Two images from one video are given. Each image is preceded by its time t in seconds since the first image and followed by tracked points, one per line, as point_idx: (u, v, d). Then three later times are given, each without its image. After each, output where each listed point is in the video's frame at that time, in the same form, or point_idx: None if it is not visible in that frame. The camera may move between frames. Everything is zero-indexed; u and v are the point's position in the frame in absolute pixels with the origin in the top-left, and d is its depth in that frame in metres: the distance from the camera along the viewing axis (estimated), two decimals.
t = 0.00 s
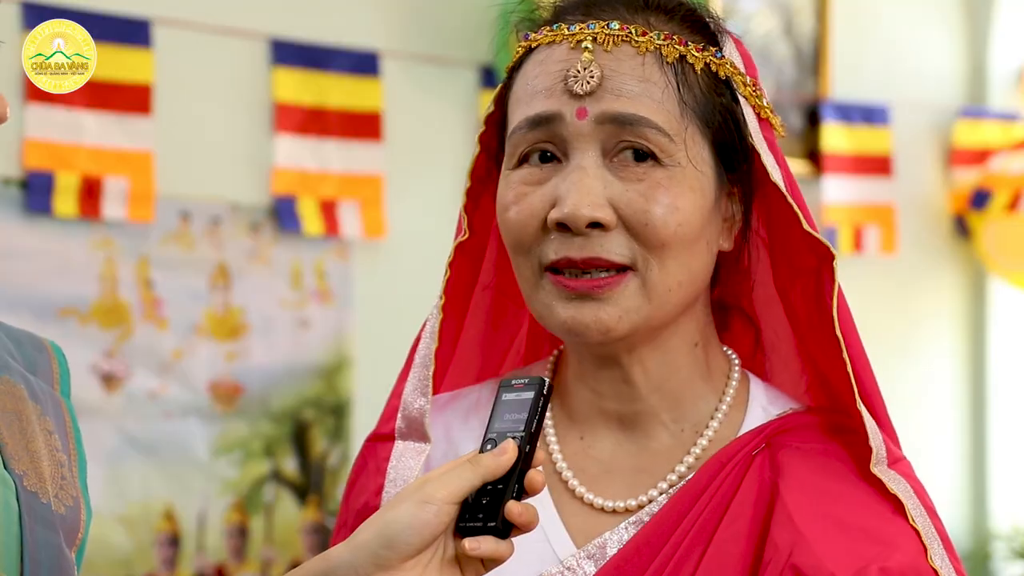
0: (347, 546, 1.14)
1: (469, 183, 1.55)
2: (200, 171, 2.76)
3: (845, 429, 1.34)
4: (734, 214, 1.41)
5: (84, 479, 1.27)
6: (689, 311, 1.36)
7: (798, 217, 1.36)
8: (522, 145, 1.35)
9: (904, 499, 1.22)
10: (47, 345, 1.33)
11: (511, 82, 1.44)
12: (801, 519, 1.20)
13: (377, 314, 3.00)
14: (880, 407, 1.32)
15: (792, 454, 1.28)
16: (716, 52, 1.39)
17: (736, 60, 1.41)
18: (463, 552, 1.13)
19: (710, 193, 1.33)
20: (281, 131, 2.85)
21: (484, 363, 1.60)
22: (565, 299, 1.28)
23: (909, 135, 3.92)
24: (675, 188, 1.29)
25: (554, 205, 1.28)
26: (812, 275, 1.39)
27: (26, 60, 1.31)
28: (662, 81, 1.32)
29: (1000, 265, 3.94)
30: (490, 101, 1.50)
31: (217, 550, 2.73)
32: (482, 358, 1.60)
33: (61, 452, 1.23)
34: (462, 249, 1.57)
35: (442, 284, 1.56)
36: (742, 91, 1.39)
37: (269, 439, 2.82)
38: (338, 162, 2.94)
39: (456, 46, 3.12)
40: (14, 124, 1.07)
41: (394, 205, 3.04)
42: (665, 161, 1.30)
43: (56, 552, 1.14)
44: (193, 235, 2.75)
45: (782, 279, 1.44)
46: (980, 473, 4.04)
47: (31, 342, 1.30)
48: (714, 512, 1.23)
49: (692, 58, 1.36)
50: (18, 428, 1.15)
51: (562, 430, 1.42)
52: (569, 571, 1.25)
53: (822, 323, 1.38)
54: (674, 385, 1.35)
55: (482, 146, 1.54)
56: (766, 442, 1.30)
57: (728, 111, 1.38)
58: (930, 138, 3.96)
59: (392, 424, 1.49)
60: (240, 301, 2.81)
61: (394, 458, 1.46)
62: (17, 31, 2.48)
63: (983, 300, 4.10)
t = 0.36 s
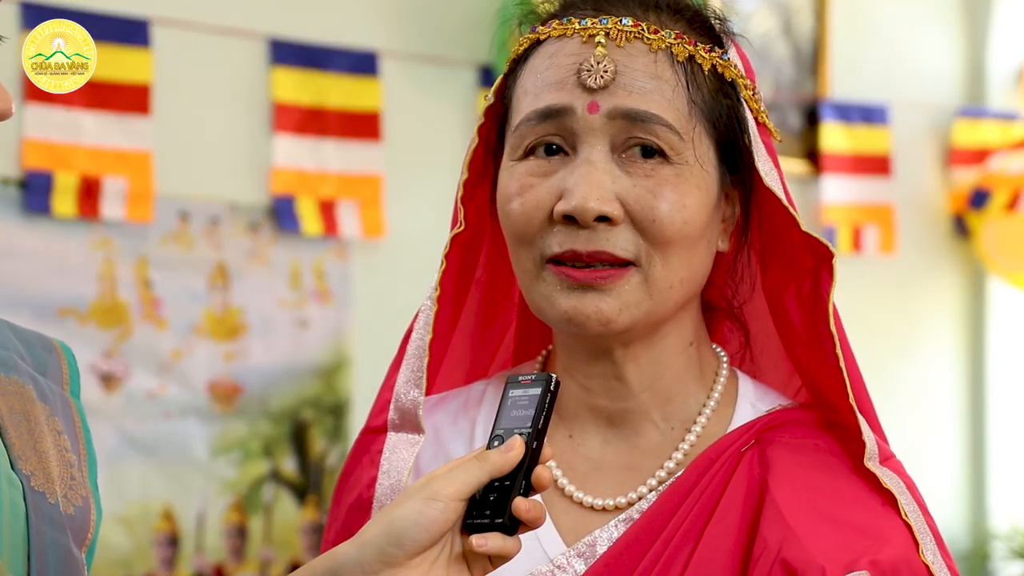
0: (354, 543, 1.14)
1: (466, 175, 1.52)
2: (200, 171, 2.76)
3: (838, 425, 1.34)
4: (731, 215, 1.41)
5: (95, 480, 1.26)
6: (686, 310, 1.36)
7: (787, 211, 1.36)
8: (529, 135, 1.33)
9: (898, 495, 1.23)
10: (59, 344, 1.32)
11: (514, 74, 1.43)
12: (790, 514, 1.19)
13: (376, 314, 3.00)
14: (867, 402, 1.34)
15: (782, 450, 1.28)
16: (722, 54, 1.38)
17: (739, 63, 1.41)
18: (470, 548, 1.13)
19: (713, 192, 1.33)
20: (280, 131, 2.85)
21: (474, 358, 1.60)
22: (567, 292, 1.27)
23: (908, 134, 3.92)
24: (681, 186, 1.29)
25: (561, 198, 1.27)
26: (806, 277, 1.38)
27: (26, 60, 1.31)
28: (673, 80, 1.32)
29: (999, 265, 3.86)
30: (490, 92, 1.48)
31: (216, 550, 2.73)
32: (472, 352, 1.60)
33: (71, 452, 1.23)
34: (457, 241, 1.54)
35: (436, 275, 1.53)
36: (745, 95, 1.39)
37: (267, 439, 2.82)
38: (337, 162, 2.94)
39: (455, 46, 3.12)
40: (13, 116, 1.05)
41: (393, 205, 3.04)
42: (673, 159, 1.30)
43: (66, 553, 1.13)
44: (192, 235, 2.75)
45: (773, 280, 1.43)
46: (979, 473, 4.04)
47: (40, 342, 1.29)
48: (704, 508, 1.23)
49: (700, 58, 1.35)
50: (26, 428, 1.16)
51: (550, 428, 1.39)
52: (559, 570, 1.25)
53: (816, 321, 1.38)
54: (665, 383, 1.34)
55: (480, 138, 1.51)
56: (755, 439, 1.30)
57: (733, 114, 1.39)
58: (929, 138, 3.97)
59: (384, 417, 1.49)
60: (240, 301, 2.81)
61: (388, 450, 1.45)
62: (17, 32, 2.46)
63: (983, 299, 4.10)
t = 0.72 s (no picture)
0: (354, 541, 1.15)
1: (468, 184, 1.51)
2: (199, 171, 2.76)
3: (837, 426, 1.31)
4: (728, 213, 1.38)
5: (96, 479, 1.26)
6: (682, 309, 1.33)
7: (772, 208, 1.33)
8: (516, 141, 1.30)
9: (899, 497, 1.22)
10: (60, 344, 1.32)
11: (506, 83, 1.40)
12: (796, 516, 1.18)
13: (375, 314, 3.00)
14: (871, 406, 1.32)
15: (786, 451, 1.27)
16: (710, 51, 1.35)
17: (730, 61, 1.38)
18: (468, 546, 1.13)
19: (706, 188, 1.30)
20: (280, 131, 2.85)
21: (478, 366, 1.57)
22: (563, 293, 1.24)
23: (907, 134, 3.92)
24: (672, 183, 1.26)
25: (551, 200, 1.25)
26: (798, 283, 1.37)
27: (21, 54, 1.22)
28: (658, 77, 1.29)
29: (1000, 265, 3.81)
30: (484, 103, 1.47)
31: (215, 550, 2.73)
32: (476, 360, 1.57)
33: (73, 452, 1.23)
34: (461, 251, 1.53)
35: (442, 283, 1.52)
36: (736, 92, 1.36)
37: (267, 439, 2.82)
38: (336, 162, 2.94)
39: (455, 46, 3.12)
40: (21, 115, 1.02)
41: (393, 204, 3.04)
42: (662, 156, 1.26)
43: (68, 552, 1.13)
44: (191, 234, 2.74)
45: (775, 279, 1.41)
46: (979, 473, 4.04)
47: (43, 342, 1.29)
48: (709, 509, 1.22)
49: (688, 55, 1.32)
50: (29, 427, 1.16)
51: (556, 429, 1.38)
52: (565, 568, 1.24)
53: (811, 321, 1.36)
54: (668, 382, 1.32)
55: (477, 147, 1.51)
56: (760, 441, 1.28)
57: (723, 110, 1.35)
58: (929, 138, 3.97)
59: (390, 424, 1.48)
60: (239, 301, 2.80)
61: (392, 458, 1.45)
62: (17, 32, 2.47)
63: (982, 299, 4.10)
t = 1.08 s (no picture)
0: (353, 541, 1.14)
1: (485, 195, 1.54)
2: (198, 171, 2.76)
3: (834, 428, 1.31)
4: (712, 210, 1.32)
5: (96, 479, 1.26)
6: (681, 309, 1.31)
7: (760, 213, 1.29)
8: (492, 158, 1.32)
9: (895, 495, 1.21)
10: (59, 344, 1.32)
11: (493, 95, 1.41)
12: (800, 520, 1.18)
13: (375, 314, 3.00)
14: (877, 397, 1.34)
15: (795, 455, 1.27)
16: (682, 47, 1.32)
17: (710, 51, 1.33)
18: (468, 546, 1.13)
19: (678, 186, 1.26)
20: (280, 131, 2.85)
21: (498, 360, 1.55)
22: (541, 308, 1.25)
23: (907, 134, 3.92)
24: (637, 186, 1.23)
25: (519, 214, 1.26)
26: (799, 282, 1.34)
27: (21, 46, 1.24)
28: (615, 81, 1.27)
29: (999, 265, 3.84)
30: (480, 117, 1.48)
31: (215, 550, 2.73)
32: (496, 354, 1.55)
33: (72, 452, 1.22)
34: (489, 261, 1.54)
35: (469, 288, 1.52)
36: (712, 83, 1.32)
37: (266, 439, 2.82)
38: (336, 162, 2.94)
39: (454, 46, 3.12)
40: (20, 118, 1.02)
41: (393, 204, 3.04)
42: (622, 160, 1.24)
43: (67, 553, 1.13)
44: (191, 234, 2.74)
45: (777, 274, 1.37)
46: (979, 473, 4.04)
47: (42, 342, 1.29)
48: (715, 511, 1.22)
49: (652, 55, 1.29)
50: (29, 427, 1.15)
51: (566, 428, 1.39)
52: (570, 568, 1.24)
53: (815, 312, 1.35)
54: (671, 383, 1.31)
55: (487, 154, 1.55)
56: (768, 443, 1.28)
57: (696, 106, 1.31)
58: (928, 138, 3.97)
59: (408, 427, 1.48)
60: (238, 301, 2.80)
61: (408, 460, 1.45)
62: (16, 32, 2.47)
63: (983, 299, 4.10)
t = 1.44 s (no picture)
0: (356, 544, 1.15)
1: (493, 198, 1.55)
2: (199, 171, 2.76)
3: (839, 430, 1.30)
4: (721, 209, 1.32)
5: (95, 479, 1.26)
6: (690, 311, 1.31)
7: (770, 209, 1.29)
8: (501, 161, 1.32)
9: (898, 498, 1.21)
10: (58, 342, 1.32)
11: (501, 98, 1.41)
12: (800, 523, 1.18)
13: (374, 314, 3.00)
14: (889, 405, 1.33)
15: (801, 459, 1.27)
16: (688, 48, 1.32)
17: (717, 52, 1.33)
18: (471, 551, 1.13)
19: (687, 189, 1.27)
20: (279, 131, 2.85)
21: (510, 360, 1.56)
22: (551, 312, 1.25)
23: (906, 134, 3.93)
24: (646, 190, 1.24)
25: (528, 218, 1.26)
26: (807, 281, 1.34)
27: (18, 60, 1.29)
28: (622, 85, 1.27)
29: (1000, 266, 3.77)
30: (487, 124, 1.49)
31: (214, 549, 2.73)
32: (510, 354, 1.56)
33: (72, 451, 1.23)
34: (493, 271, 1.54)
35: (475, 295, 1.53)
36: (719, 83, 1.31)
37: (266, 439, 2.82)
38: (335, 162, 2.94)
39: (454, 46, 3.12)
40: (26, 120, 1.03)
41: (393, 204, 3.04)
42: (630, 163, 1.24)
43: (68, 552, 1.13)
44: (190, 234, 2.74)
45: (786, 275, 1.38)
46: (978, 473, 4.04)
47: (42, 341, 1.29)
48: (717, 513, 1.22)
49: (659, 57, 1.29)
50: (30, 426, 1.16)
51: (575, 428, 1.40)
52: (573, 569, 1.24)
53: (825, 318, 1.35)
54: (680, 383, 1.32)
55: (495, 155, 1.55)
56: (774, 445, 1.28)
57: (703, 107, 1.31)
58: (928, 137, 3.97)
59: (416, 428, 1.48)
60: (238, 301, 2.80)
61: (415, 461, 1.45)
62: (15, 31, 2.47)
63: (982, 299, 4.10)
